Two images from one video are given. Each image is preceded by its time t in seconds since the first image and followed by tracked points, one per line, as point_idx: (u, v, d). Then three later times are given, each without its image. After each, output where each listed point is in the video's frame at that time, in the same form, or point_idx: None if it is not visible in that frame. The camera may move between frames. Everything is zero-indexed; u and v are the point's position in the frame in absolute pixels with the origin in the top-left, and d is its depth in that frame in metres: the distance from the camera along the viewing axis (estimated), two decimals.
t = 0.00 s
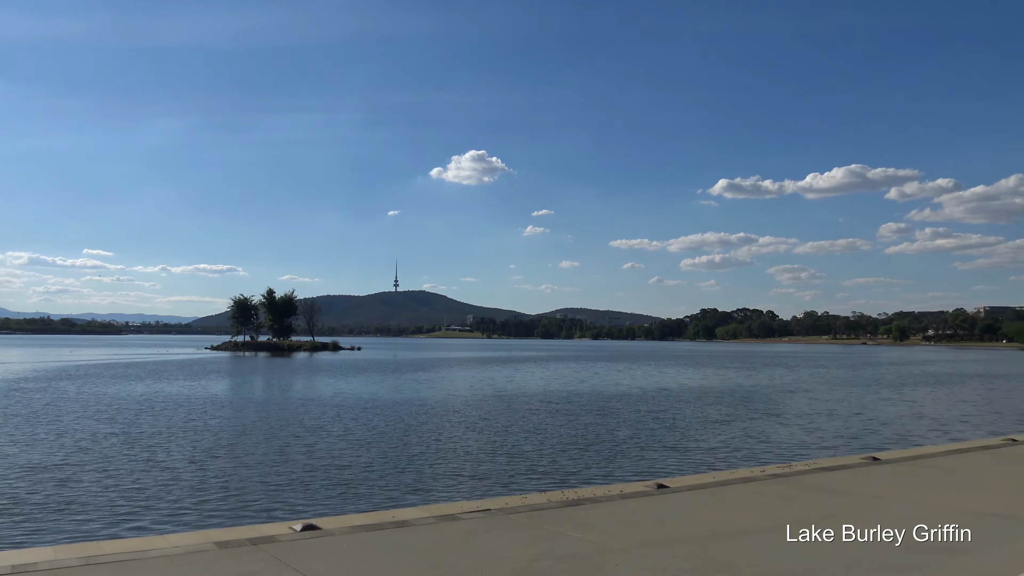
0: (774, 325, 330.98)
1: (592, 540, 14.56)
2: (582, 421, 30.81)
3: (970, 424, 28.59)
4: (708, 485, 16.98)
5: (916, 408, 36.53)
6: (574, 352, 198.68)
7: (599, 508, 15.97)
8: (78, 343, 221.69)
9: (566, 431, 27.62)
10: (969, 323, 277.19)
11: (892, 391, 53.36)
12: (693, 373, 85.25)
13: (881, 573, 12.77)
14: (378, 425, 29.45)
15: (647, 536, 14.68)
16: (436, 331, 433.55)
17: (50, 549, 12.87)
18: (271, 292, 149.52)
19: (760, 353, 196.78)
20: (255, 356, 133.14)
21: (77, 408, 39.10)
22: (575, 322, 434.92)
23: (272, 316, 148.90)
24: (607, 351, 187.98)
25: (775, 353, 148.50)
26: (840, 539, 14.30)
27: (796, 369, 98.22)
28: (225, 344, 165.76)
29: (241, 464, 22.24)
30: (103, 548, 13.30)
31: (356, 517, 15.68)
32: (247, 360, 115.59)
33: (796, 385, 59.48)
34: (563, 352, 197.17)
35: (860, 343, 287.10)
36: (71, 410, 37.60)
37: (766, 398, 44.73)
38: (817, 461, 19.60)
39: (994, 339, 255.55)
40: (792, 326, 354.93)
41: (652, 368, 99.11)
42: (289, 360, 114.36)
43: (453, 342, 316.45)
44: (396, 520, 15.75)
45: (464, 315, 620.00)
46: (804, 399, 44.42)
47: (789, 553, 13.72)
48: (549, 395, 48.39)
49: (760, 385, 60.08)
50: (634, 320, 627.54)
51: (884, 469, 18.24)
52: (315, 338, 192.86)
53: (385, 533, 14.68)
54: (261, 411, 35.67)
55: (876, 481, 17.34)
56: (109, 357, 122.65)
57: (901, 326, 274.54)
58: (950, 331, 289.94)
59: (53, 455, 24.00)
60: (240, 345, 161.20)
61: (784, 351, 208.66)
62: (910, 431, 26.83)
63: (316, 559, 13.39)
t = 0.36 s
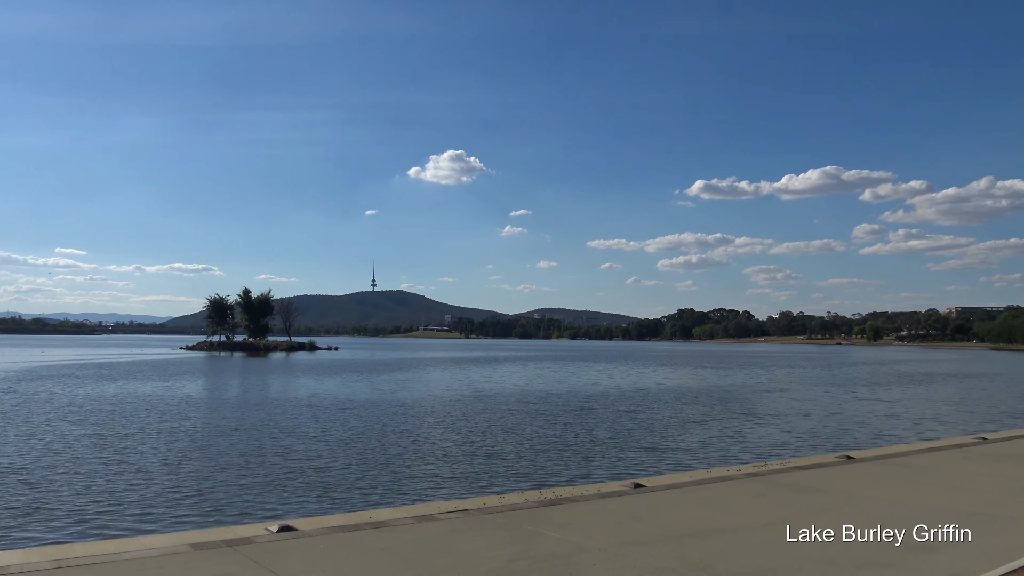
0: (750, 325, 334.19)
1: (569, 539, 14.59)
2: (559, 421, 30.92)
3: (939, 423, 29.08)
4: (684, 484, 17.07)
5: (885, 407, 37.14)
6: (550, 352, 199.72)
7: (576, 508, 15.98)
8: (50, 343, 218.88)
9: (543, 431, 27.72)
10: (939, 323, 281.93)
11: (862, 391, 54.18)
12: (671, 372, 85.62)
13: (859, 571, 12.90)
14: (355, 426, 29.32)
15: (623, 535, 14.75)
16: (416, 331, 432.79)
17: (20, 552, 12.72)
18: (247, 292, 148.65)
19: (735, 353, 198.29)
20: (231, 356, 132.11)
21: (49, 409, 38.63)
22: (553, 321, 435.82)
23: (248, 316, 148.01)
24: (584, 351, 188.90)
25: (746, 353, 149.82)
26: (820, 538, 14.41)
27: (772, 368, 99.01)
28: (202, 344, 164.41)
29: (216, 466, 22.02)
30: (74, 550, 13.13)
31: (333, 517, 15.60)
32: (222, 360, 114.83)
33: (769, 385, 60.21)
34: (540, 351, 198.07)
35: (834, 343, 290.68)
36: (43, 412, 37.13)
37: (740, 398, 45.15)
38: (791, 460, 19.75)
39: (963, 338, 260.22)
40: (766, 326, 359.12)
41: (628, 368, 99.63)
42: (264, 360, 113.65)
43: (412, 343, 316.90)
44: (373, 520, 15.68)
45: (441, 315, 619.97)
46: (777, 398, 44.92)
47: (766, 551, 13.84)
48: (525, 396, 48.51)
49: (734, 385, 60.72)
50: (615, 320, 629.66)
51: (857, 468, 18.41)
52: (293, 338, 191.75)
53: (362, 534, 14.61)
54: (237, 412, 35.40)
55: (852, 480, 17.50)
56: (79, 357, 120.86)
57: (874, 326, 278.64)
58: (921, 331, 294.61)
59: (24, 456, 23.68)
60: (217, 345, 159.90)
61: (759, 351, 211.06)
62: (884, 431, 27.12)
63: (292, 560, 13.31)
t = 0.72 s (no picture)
0: (723, 326, 337.01)
1: (546, 538, 14.64)
2: (535, 421, 31.00)
3: (910, 422, 29.52)
4: (661, 483, 17.18)
5: (856, 407, 37.64)
6: (523, 352, 201.45)
7: (553, 507, 16.00)
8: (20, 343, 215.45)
9: (520, 431, 27.80)
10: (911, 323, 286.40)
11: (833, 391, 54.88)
12: (648, 372, 85.80)
13: (830, 568, 13.09)
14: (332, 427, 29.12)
15: (600, 533, 14.81)
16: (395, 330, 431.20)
17: None
18: (222, 291, 147.65)
19: (710, 353, 199.31)
20: (205, 356, 131.05)
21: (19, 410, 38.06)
22: (531, 321, 436.72)
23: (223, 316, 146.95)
24: (560, 351, 189.85)
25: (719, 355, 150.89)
26: (797, 536, 14.53)
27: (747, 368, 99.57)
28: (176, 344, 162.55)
29: (190, 468, 21.79)
30: (45, 552, 12.95)
31: (310, 518, 15.52)
32: (195, 360, 113.93)
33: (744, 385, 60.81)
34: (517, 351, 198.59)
35: (808, 343, 294.23)
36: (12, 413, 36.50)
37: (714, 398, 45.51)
38: (767, 459, 19.92)
39: (934, 338, 264.75)
40: (743, 326, 362.67)
41: (604, 368, 100.03)
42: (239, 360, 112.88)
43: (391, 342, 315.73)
44: (350, 521, 15.62)
45: (421, 314, 618.35)
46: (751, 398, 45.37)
47: (740, 549, 13.98)
48: (501, 395, 48.54)
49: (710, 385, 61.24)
50: (594, 320, 631.69)
51: (829, 466, 18.61)
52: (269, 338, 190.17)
53: (337, 535, 14.57)
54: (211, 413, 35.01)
55: (824, 478, 17.69)
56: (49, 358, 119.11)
57: (847, 326, 282.46)
58: (888, 333, 298.93)
59: None
60: (191, 345, 158.24)
61: (734, 351, 213.23)
62: (858, 430, 27.38)
63: (267, 562, 13.23)
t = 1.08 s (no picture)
0: (698, 326, 339.47)
1: (520, 538, 14.65)
2: (510, 420, 31.10)
3: (879, 421, 29.94)
4: (635, 483, 17.26)
5: (826, 406, 38.19)
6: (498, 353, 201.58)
7: (527, 507, 16.00)
8: None
9: (495, 431, 27.87)
10: (881, 324, 290.70)
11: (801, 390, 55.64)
12: (623, 372, 86.06)
13: (802, 565, 13.22)
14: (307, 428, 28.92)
15: (574, 532, 14.85)
16: (372, 331, 429.30)
17: None
18: (194, 291, 146.27)
19: (683, 352, 200.43)
20: (177, 356, 129.55)
21: None
22: (508, 321, 437.32)
23: (195, 315, 145.68)
24: (535, 351, 190.60)
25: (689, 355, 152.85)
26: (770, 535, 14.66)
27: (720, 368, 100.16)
28: (147, 344, 160.47)
29: (161, 471, 21.48)
30: (12, 556, 12.72)
31: (283, 519, 15.42)
32: (167, 361, 113.73)
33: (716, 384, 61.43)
34: (479, 352, 199.20)
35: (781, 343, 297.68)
36: None
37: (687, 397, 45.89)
38: (739, 458, 20.10)
39: (903, 339, 268.96)
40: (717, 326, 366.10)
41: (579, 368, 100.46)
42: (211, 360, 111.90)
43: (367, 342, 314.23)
44: (324, 522, 15.52)
45: (400, 314, 616.43)
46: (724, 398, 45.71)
47: (714, 547, 14.07)
48: (475, 395, 48.63)
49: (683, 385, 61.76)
50: (572, 320, 633.21)
51: (801, 465, 18.80)
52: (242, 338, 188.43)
53: (312, 536, 14.48)
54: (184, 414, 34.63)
55: (797, 476, 17.88)
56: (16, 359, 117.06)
57: (819, 326, 286.06)
58: (860, 333, 302.98)
59: None
60: (162, 345, 156.43)
61: (707, 351, 215.12)
62: (828, 429, 27.70)
63: (240, 564, 13.10)
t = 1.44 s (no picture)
0: (675, 326, 341.59)
1: (497, 539, 14.63)
2: (486, 420, 31.18)
3: (851, 420, 30.27)
4: (611, 483, 17.31)
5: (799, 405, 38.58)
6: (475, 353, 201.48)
7: (503, 508, 16.00)
8: None
9: (471, 431, 27.92)
10: (853, 324, 294.51)
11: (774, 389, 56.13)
12: (600, 372, 86.20)
13: (777, 564, 13.32)
14: (282, 429, 28.75)
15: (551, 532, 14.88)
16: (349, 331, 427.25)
17: None
18: (167, 290, 144.73)
19: (657, 352, 200.99)
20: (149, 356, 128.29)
21: None
22: (485, 322, 435.93)
23: (168, 316, 144.16)
24: (510, 351, 190.86)
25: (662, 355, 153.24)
26: (747, 534, 14.75)
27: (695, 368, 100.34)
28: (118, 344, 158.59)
29: (133, 473, 21.20)
30: None
31: (257, 521, 15.30)
32: (138, 360, 113.59)
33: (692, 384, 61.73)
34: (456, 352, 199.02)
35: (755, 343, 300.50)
36: None
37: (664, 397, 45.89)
38: (713, 457, 20.23)
39: (874, 339, 272.87)
40: (692, 326, 368.69)
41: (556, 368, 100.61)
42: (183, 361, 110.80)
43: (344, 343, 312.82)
44: (299, 523, 15.42)
45: (379, 314, 614.18)
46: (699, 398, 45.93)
47: (689, 547, 14.15)
48: (451, 395, 48.60)
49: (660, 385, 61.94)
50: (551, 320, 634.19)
51: (776, 464, 18.96)
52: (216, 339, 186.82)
53: (287, 537, 14.39)
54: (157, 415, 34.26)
55: (771, 475, 18.02)
56: None
57: (792, 326, 289.47)
58: (834, 333, 306.51)
59: None
60: (134, 346, 154.65)
61: (652, 351, 216.65)
62: (802, 428, 27.97)
63: (213, 566, 12.98)
